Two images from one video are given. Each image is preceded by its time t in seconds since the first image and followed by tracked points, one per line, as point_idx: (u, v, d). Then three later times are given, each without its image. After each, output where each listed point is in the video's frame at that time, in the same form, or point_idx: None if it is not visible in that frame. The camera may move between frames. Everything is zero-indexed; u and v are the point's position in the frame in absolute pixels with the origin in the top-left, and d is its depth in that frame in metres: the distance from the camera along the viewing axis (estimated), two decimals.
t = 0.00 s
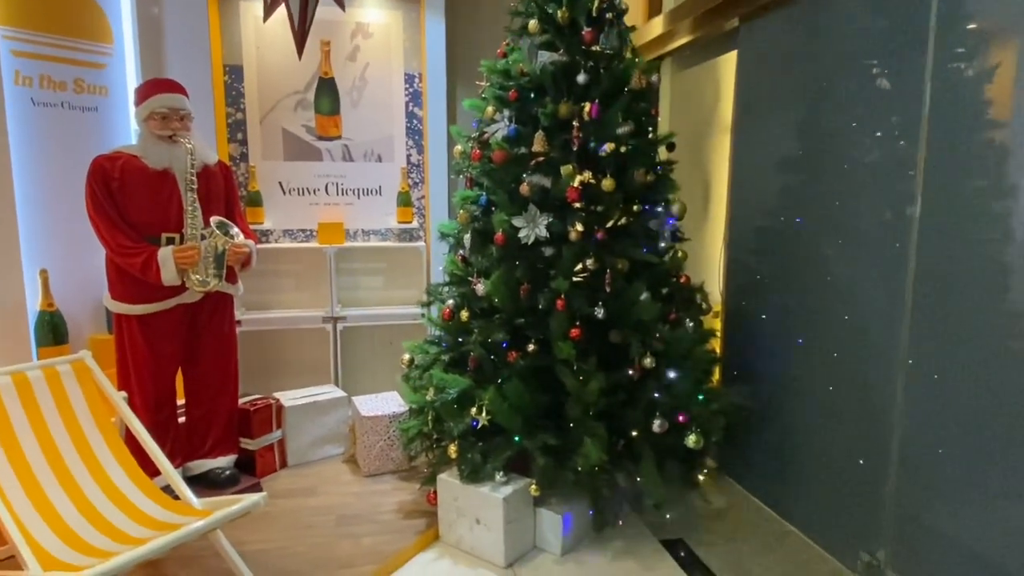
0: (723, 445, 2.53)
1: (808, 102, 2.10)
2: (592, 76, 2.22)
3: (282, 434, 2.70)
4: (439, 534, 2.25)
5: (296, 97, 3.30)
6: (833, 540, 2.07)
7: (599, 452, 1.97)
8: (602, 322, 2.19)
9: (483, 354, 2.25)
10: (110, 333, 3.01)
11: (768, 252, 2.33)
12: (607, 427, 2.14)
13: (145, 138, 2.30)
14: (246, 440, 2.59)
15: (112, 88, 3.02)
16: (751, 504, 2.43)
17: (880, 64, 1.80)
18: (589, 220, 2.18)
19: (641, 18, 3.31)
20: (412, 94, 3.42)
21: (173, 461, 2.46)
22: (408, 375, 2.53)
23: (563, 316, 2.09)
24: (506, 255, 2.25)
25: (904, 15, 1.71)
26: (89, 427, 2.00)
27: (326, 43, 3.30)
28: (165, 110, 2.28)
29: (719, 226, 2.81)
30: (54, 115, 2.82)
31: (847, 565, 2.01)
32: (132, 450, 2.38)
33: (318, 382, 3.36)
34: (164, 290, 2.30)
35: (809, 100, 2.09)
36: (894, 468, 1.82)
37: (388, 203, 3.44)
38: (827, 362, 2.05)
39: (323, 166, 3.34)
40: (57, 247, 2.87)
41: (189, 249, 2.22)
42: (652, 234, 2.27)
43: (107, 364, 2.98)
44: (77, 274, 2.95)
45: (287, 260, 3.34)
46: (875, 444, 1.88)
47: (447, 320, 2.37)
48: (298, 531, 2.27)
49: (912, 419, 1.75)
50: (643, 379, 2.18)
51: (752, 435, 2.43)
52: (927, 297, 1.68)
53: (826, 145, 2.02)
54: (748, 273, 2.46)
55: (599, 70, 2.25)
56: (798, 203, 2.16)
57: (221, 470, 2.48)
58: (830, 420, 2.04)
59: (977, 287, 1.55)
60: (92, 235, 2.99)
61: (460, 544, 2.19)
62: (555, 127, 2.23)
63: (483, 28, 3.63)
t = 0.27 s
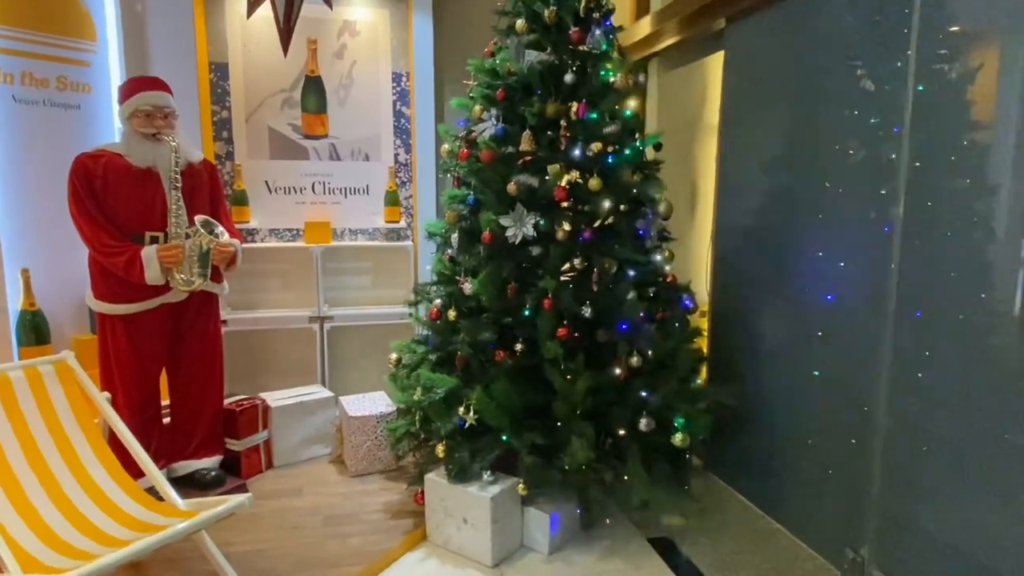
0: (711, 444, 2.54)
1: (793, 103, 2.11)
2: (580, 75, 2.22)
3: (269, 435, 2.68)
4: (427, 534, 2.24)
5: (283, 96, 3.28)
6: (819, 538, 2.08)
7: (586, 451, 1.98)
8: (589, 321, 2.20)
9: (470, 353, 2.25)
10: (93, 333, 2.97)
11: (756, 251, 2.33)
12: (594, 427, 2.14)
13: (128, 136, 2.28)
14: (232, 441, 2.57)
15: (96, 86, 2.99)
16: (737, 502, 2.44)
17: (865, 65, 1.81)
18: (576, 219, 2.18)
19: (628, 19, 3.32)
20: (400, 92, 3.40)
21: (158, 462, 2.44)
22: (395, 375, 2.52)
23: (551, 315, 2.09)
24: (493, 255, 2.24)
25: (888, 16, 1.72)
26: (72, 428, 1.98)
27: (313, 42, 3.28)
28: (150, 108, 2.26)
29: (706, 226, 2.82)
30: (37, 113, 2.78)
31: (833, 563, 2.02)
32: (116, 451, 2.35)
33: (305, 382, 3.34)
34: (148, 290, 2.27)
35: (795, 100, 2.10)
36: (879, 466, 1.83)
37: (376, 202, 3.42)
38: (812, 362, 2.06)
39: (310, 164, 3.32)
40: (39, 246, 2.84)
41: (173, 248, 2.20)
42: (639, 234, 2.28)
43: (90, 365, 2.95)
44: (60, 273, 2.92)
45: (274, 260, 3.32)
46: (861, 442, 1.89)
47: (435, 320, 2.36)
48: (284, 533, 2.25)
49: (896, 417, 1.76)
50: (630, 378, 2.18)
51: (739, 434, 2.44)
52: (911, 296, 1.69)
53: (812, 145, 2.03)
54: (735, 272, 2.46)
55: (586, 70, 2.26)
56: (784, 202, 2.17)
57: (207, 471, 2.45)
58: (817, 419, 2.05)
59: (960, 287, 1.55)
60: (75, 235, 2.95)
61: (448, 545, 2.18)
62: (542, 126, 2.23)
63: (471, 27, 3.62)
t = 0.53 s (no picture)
0: (696, 445, 2.54)
1: (777, 104, 2.11)
2: (564, 76, 2.22)
3: (251, 438, 2.65)
4: (411, 538, 2.22)
5: (266, 96, 3.25)
6: (803, 538, 2.08)
7: (571, 452, 1.97)
8: (574, 323, 2.19)
9: (455, 355, 2.23)
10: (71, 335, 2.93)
11: (740, 252, 2.33)
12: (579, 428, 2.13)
13: (107, 136, 2.24)
14: (213, 444, 2.54)
15: (74, 85, 2.95)
16: (722, 503, 2.44)
17: (847, 68, 1.81)
18: (562, 220, 2.17)
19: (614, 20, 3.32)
20: (384, 93, 3.38)
21: (137, 466, 2.41)
22: (380, 378, 2.49)
23: (536, 316, 2.08)
24: (478, 255, 2.23)
25: (870, 18, 1.73)
26: (49, 431, 1.95)
27: (297, 42, 3.25)
28: (130, 107, 2.23)
29: (691, 227, 2.82)
30: (15, 112, 2.73)
31: (817, 563, 2.02)
32: (95, 455, 2.32)
33: (288, 385, 3.31)
34: (127, 291, 2.24)
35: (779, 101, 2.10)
36: (861, 466, 1.83)
37: (360, 203, 3.39)
38: (796, 362, 2.06)
39: (293, 165, 3.29)
40: (16, 247, 2.79)
41: (153, 248, 2.17)
42: (624, 235, 2.27)
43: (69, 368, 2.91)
44: (37, 274, 2.87)
45: (256, 261, 3.28)
46: (844, 441, 1.89)
47: (419, 321, 2.35)
48: (265, 537, 2.22)
49: (878, 417, 1.76)
50: (615, 379, 2.17)
51: (724, 435, 2.44)
52: (893, 296, 1.69)
53: (796, 146, 2.03)
54: (719, 273, 2.46)
55: (571, 71, 2.26)
56: (768, 203, 2.17)
57: (187, 475, 2.42)
58: (800, 419, 2.06)
59: (940, 287, 1.56)
60: (52, 234, 2.93)
61: (432, 548, 2.16)
62: (527, 127, 2.22)
63: (457, 27, 3.61)
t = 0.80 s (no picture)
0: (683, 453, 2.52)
1: (763, 110, 2.10)
2: (551, 81, 2.20)
3: (232, 448, 2.60)
4: (396, 549, 2.18)
5: (249, 100, 3.20)
6: (791, 547, 2.06)
7: (558, 461, 1.94)
8: (561, 330, 2.16)
9: (441, 363, 2.19)
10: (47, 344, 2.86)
11: (727, 258, 2.32)
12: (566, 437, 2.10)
13: (84, 140, 2.20)
14: (193, 455, 2.49)
15: (52, 88, 2.85)
16: (710, 511, 2.41)
17: (832, 74, 1.80)
18: (549, 226, 2.15)
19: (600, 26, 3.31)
20: (370, 97, 3.34)
21: (114, 479, 2.35)
22: (364, 386, 2.45)
23: (523, 323, 2.05)
24: (464, 262, 2.20)
25: (855, 24, 1.72)
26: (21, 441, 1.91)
27: (281, 46, 3.21)
28: (108, 110, 2.19)
29: (678, 233, 2.81)
30: None
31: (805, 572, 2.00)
32: (70, 467, 2.26)
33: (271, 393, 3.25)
34: (106, 298, 2.19)
35: (764, 107, 2.10)
36: (850, 474, 1.81)
37: (345, 208, 3.35)
38: (783, 370, 2.05)
39: (276, 170, 3.24)
40: None
41: (131, 255, 2.12)
42: (611, 241, 2.25)
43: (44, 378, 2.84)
44: (12, 283, 2.79)
45: (238, 268, 3.23)
46: (831, 449, 1.87)
47: (405, 329, 2.31)
48: (246, 550, 2.17)
49: (866, 425, 1.75)
50: (603, 387, 2.15)
51: (711, 442, 2.42)
52: (880, 303, 1.68)
53: (781, 152, 2.02)
54: (706, 280, 2.45)
55: (557, 76, 2.24)
56: (754, 209, 2.16)
57: (165, 487, 2.37)
58: (787, 427, 2.04)
59: (926, 293, 1.55)
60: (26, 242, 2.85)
61: (417, 560, 2.12)
62: (513, 132, 2.20)
63: (443, 31, 3.58)
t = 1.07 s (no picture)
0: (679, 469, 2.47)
1: (755, 122, 2.08)
2: (542, 92, 2.18)
3: (217, 467, 2.55)
4: (385, 570, 2.12)
5: (237, 111, 3.15)
6: (789, 566, 2.01)
7: (552, 479, 1.89)
8: (555, 345, 2.12)
9: (432, 379, 2.14)
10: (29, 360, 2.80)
11: (721, 270, 2.28)
12: (559, 454, 2.05)
13: (66, 151, 2.14)
14: (177, 474, 2.42)
15: (34, 98, 2.77)
16: (705, 528, 2.37)
17: (824, 86, 1.78)
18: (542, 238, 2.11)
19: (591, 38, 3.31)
20: (360, 109, 3.30)
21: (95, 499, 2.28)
22: (354, 402, 2.40)
23: (516, 338, 2.01)
24: (456, 275, 2.16)
25: (847, 34, 1.70)
26: None
27: (270, 57, 3.17)
28: (90, 121, 2.14)
29: (671, 246, 2.78)
30: None
31: None
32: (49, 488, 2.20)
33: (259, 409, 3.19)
34: (87, 313, 2.13)
35: (757, 118, 2.07)
36: (848, 491, 1.77)
37: (335, 220, 3.29)
38: (779, 385, 2.01)
39: (265, 182, 3.19)
40: None
41: (113, 269, 2.07)
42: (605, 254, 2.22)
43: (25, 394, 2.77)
44: None
45: (226, 281, 3.17)
46: (830, 466, 1.84)
47: (395, 343, 2.26)
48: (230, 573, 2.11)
49: (864, 441, 1.71)
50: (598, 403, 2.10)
51: (706, 458, 2.38)
52: (875, 317, 1.65)
53: (774, 165, 2.00)
54: (699, 292, 2.42)
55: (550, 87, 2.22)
56: (747, 221, 2.14)
57: (148, 507, 2.30)
58: (784, 442, 2.00)
59: (920, 307, 1.52)
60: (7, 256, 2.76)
61: None
62: (506, 143, 2.17)
63: (433, 41, 3.55)
